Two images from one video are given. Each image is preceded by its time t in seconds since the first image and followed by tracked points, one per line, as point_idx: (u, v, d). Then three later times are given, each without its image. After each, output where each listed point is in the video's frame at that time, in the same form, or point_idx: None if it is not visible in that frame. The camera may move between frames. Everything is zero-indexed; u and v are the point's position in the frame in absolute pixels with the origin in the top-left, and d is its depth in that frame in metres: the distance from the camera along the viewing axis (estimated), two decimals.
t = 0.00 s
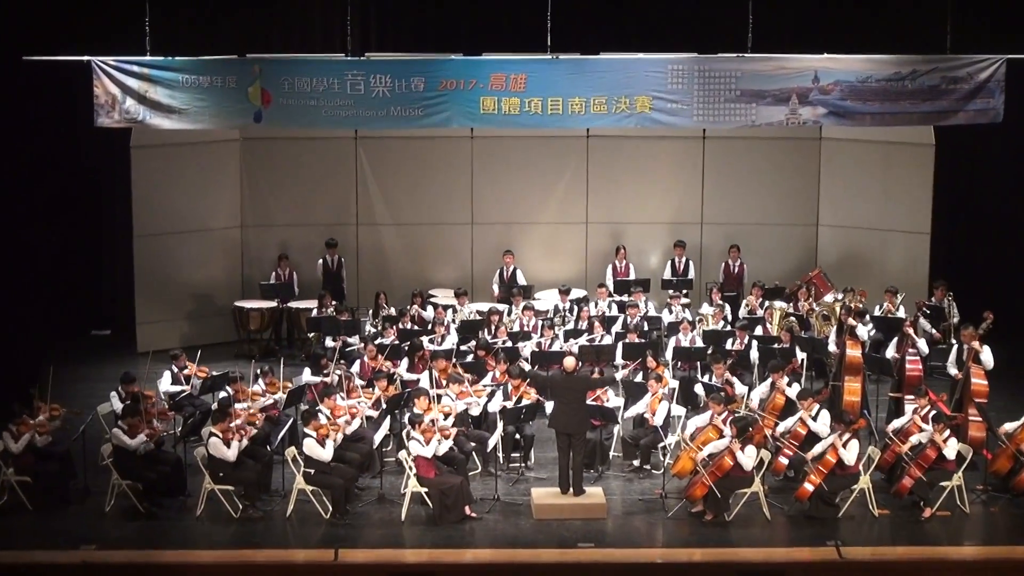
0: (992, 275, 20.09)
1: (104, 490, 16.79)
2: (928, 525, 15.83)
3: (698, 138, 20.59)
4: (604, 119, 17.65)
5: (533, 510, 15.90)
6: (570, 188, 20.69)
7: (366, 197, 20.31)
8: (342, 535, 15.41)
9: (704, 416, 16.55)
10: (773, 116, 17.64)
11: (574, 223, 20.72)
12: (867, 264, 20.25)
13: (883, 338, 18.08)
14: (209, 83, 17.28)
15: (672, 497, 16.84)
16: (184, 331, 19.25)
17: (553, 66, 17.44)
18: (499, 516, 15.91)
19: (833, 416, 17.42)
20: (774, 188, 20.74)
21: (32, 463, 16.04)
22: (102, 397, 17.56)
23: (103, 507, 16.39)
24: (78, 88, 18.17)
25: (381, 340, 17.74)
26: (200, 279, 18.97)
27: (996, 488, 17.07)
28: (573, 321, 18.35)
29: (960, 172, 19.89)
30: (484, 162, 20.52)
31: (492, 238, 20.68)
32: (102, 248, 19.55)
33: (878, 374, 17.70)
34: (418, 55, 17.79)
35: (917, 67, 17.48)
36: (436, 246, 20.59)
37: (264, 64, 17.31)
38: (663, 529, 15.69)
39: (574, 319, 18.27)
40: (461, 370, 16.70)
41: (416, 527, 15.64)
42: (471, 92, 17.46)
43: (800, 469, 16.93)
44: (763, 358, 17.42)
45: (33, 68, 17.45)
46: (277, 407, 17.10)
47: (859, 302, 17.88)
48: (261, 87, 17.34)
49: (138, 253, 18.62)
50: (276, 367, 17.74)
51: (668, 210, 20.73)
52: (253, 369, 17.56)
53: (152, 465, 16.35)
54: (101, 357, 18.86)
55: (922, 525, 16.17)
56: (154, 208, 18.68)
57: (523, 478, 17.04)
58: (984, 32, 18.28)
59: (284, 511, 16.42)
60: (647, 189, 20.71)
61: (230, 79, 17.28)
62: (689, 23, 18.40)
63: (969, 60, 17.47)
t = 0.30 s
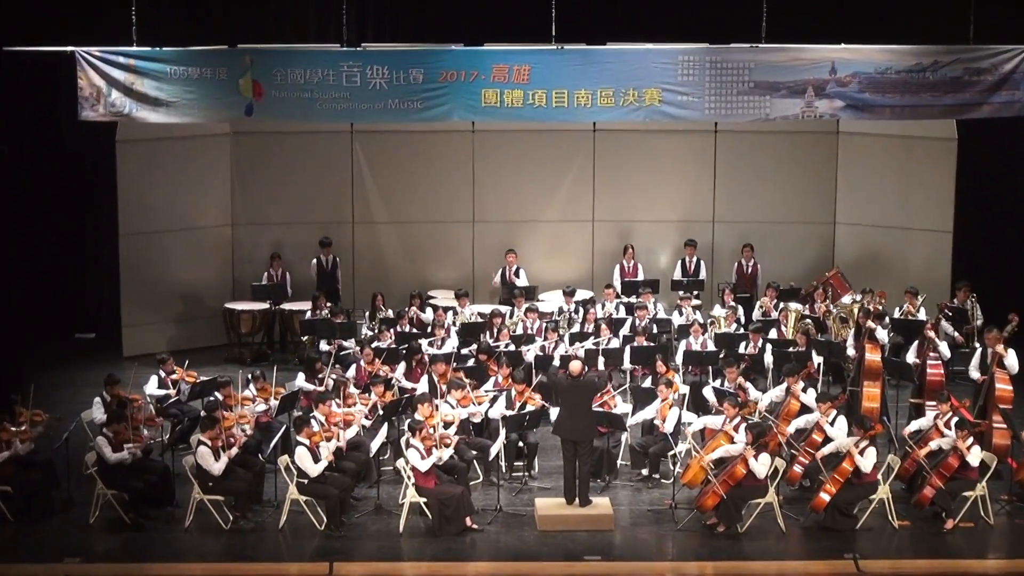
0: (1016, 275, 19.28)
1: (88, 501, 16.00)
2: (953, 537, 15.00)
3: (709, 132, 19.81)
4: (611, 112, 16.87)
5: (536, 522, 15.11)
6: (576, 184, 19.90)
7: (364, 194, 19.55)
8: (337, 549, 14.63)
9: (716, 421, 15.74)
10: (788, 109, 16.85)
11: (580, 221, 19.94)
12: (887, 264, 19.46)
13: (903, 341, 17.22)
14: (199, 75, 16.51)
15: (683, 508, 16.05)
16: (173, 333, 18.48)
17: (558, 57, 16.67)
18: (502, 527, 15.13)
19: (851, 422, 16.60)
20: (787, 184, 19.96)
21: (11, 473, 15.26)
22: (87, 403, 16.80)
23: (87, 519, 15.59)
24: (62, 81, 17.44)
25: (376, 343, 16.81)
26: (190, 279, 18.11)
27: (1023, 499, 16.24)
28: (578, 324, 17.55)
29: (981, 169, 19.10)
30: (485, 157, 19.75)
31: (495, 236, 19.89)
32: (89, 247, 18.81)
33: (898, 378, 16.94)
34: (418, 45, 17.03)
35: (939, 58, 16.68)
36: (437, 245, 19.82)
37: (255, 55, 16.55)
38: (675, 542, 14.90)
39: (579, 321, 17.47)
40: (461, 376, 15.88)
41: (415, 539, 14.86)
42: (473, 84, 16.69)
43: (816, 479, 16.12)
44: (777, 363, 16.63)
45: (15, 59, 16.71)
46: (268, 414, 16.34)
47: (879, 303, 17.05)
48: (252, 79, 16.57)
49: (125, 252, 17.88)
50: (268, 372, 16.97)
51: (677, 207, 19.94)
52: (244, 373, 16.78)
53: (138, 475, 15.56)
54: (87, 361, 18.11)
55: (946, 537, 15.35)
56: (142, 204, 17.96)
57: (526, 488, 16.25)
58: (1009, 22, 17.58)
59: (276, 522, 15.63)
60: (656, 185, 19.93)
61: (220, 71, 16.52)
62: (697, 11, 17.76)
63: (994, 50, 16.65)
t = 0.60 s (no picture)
0: None
1: (72, 512, 15.22)
2: (980, 551, 14.20)
3: (722, 127, 18.45)
4: (618, 106, 16.12)
5: (539, 533, 14.38)
6: (581, 181, 18.56)
7: (356, 191, 18.18)
8: (330, 563, 13.89)
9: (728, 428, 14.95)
10: (803, 103, 16.11)
11: (586, 220, 18.60)
12: (908, 267, 18.03)
13: (922, 346, 16.54)
14: (187, 67, 15.80)
15: (693, 519, 15.24)
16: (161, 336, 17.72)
17: (562, 48, 15.94)
18: (503, 540, 14.37)
19: (869, 431, 15.82)
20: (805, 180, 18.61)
21: None
22: (70, 410, 16.05)
23: (70, 531, 14.80)
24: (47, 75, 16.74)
25: (374, 348, 16.13)
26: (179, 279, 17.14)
27: None
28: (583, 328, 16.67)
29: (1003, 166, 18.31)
30: (486, 153, 18.39)
31: (495, 235, 18.53)
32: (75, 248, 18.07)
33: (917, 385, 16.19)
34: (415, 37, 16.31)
35: (961, 50, 15.93)
36: (435, 245, 18.45)
37: (246, 47, 15.84)
38: (687, 557, 14.13)
39: (584, 324, 16.62)
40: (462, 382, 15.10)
41: (412, 554, 14.09)
42: (473, 77, 15.97)
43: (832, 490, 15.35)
44: (791, 368, 15.88)
45: None
46: (259, 422, 15.61)
47: (898, 306, 16.27)
48: (242, 72, 15.86)
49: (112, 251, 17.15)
50: (259, 378, 16.23)
51: (689, 205, 18.59)
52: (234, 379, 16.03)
53: (123, 485, 14.76)
54: (73, 366, 17.37)
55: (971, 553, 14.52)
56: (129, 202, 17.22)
57: (529, 499, 15.51)
58: None
59: (268, 535, 14.85)
60: (666, 182, 18.59)
61: (209, 63, 15.81)
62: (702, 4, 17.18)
63: (1018, 42, 15.91)
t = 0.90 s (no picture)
0: None
1: (54, 523, 14.42)
2: (1008, 561, 13.23)
3: (735, 121, 17.64)
4: (626, 98, 15.39)
5: (543, 544, 13.48)
6: (588, 177, 17.75)
7: (353, 188, 17.35)
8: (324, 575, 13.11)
9: (742, 433, 14.15)
10: (820, 95, 15.38)
11: (593, 217, 17.76)
12: (930, 265, 17.28)
13: (944, 349, 15.78)
14: (175, 57, 15.07)
15: (705, 530, 14.39)
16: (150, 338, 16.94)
17: (568, 37, 15.22)
18: (507, 553, 13.57)
19: (889, 437, 15.05)
20: (823, 175, 17.80)
21: None
22: (54, 416, 15.29)
23: (52, 544, 13.99)
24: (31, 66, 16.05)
25: (371, 351, 15.36)
26: (168, 279, 16.31)
27: None
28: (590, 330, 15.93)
29: None
30: (488, 147, 17.58)
31: (497, 233, 17.70)
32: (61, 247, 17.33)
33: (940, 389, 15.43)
34: (414, 26, 15.60)
35: (985, 39, 15.19)
36: (435, 243, 17.63)
37: (237, 36, 15.13)
38: (702, 570, 13.31)
39: (591, 326, 15.81)
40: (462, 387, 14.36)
41: (411, 566, 13.29)
42: (475, 67, 15.25)
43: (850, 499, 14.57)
44: (807, 372, 15.13)
45: None
46: (251, 429, 14.88)
47: (918, 307, 15.54)
48: (233, 62, 15.14)
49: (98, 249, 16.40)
50: (251, 383, 15.47)
51: (701, 201, 17.77)
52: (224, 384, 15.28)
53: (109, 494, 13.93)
54: (58, 369, 16.60)
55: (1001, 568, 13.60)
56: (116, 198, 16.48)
57: (532, 509, 14.67)
58: None
59: (259, 546, 14.03)
60: (676, 178, 17.77)
61: (199, 53, 15.09)
62: None
63: None
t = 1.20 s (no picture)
0: None
1: (34, 532, 13.54)
2: None
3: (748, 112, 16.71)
4: (633, 88, 14.69)
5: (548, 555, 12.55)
6: (593, 171, 16.80)
7: (346, 183, 16.46)
8: None
9: (757, 439, 13.35)
10: (836, 85, 14.68)
11: (598, 213, 16.84)
12: (950, 261, 16.39)
13: (966, 351, 15.03)
14: (161, 46, 14.38)
15: (716, 541, 13.57)
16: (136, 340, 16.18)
17: (573, 24, 14.54)
18: (510, 567, 12.77)
19: (909, 444, 14.30)
20: (840, 170, 16.90)
21: None
22: (34, 423, 14.53)
23: (31, 554, 13.11)
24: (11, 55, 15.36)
25: (366, 353, 14.65)
26: (154, 277, 15.54)
27: None
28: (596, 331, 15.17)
29: None
30: (488, 140, 16.65)
31: (499, 230, 16.80)
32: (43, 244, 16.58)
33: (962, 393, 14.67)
34: (412, 14, 14.93)
35: (1010, 26, 14.46)
36: (433, 240, 16.71)
37: (227, 23, 14.45)
38: None
39: (597, 327, 15.02)
40: (463, 391, 13.67)
41: None
42: (476, 56, 14.57)
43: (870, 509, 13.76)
44: (823, 375, 14.44)
45: None
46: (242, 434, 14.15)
47: (939, 307, 14.82)
48: (222, 50, 14.46)
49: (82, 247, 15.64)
50: (241, 387, 14.75)
51: (711, 196, 16.84)
52: (212, 388, 14.54)
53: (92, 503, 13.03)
54: (40, 373, 15.84)
55: None
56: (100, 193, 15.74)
57: (536, 519, 13.86)
58: None
59: (251, 558, 13.22)
60: (686, 172, 16.84)
61: (186, 41, 14.40)
62: None
63: None
